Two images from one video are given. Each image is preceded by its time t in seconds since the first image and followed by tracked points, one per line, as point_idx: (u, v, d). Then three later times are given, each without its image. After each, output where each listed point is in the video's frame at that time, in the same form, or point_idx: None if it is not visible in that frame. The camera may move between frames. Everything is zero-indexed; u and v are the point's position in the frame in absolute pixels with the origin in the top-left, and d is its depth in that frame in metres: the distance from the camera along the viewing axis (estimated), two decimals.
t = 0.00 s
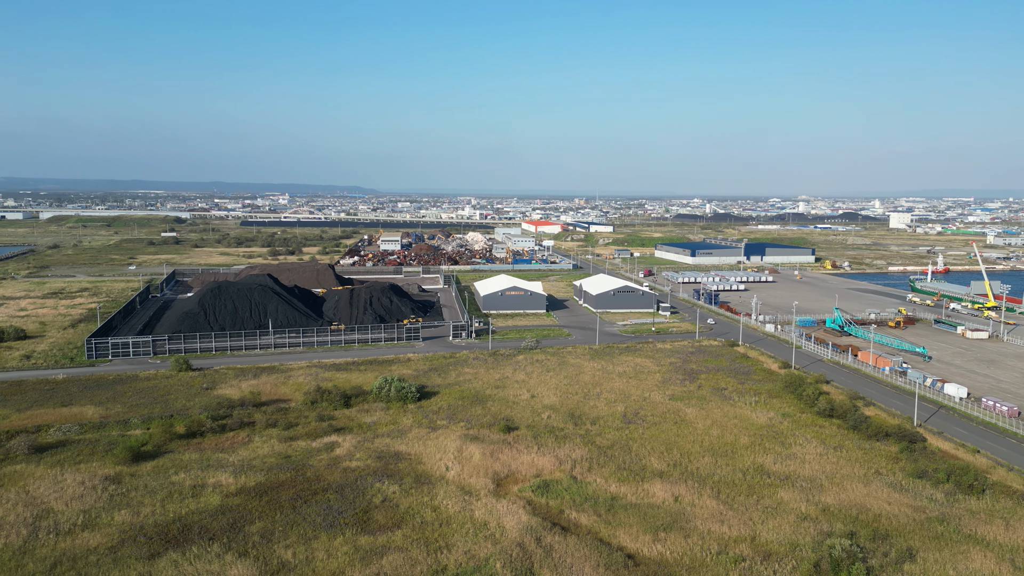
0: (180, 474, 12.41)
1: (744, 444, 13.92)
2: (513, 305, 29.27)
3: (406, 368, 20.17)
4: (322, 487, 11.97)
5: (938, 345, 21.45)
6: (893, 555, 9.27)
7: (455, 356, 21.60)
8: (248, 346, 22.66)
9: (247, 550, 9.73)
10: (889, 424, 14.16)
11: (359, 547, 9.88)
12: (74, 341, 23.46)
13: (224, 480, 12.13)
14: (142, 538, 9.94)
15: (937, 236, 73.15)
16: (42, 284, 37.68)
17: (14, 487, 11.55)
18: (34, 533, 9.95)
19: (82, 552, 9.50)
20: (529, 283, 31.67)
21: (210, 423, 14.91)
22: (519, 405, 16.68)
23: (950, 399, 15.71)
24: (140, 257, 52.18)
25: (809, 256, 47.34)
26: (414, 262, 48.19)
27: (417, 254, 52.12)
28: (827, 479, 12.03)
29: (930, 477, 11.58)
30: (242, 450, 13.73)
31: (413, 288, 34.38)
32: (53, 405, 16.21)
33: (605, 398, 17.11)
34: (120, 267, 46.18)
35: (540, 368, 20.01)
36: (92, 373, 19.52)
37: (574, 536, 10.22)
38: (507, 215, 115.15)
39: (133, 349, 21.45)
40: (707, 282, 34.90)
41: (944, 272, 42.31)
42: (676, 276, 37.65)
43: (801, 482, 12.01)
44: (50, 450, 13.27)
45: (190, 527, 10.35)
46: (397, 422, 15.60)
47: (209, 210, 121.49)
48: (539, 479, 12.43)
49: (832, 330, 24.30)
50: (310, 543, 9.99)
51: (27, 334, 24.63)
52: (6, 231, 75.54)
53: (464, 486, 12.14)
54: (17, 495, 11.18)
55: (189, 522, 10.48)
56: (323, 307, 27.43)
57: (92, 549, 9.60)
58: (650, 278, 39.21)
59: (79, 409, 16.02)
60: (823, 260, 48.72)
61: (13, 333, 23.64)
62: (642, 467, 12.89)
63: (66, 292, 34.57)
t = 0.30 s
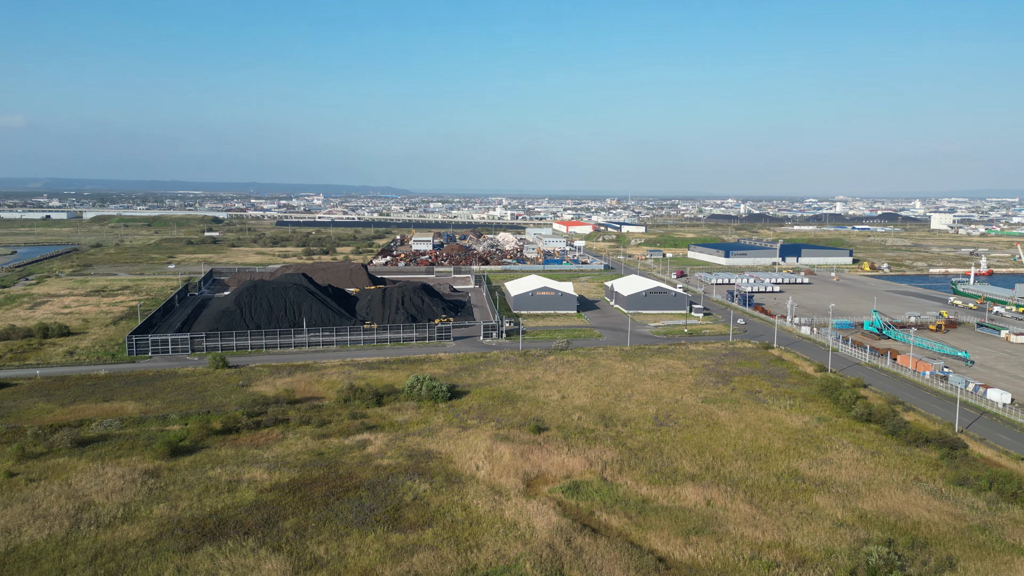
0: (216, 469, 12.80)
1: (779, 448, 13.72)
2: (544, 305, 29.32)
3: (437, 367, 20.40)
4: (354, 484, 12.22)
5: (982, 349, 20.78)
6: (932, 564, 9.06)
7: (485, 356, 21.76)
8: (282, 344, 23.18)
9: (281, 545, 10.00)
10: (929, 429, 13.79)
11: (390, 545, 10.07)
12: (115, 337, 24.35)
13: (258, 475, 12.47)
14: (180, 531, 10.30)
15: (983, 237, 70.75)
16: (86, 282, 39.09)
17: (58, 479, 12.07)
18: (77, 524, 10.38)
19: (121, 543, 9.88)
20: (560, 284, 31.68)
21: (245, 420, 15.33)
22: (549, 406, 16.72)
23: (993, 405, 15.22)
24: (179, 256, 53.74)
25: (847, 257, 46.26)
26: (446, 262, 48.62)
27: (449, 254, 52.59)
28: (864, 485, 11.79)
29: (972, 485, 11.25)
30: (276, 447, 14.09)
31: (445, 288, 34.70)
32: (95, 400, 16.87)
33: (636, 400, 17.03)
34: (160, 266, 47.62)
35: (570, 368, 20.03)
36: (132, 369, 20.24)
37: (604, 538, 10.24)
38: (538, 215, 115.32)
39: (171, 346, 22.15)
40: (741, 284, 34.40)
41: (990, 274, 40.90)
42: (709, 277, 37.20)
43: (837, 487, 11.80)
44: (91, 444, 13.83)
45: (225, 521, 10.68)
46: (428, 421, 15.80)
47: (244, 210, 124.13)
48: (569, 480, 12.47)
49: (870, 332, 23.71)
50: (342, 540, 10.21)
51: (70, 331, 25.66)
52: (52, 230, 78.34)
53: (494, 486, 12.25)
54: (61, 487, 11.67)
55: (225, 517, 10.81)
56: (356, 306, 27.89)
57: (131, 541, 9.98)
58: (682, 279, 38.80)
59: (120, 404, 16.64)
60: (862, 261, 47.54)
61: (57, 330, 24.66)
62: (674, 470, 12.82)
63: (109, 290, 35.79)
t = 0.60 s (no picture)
0: (252, 464, 13.19)
1: (815, 453, 13.50)
2: (576, 306, 29.31)
3: (469, 367, 20.61)
4: (386, 482, 12.45)
5: None
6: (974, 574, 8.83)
7: (516, 356, 21.89)
8: (317, 342, 23.68)
9: (315, 541, 10.26)
10: (972, 436, 13.40)
11: (422, 543, 10.26)
12: (155, 335, 25.19)
13: (293, 472, 12.82)
14: (217, 525, 10.66)
15: None
16: (130, 280, 40.51)
17: (101, 472, 12.60)
18: (118, 517, 10.83)
19: (161, 536, 10.28)
20: (592, 285, 31.61)
21: (280, 417, 15.75)
22: (581, 407, 16.74)
23: None
24: (217, 255, 55.18)
25: (887, 259, 45.07)
26: (478, 262, 48.92)
27: (480, 254, 52.86)
28: (903, 491, 11.54)
29: (1017, 494, 10.92)
30: (311, 444, 14.45)
31: (477, 288, 34.94)
32: (136, 396, 17.53)
33: (669, 402, 16.93)
34: (199, 265, 49.01)
35: (602, 370, 20.00)
36: (172, 365, 20.94)
37: (636, 540, 10.25)
38: (569, 215, 115.02)
39: (210, 344, 22.84)
40: (778, 285, 33.81)
41: None
42: (744, 279, 36.63)
43: (875, 494, 11.58)
44: (132, 439, 14.38)
45: (261, 516, 11.01)
46: (460, 420, 15.99)
47: (280, 210, 126.82)
48: (600, 482, 12.48)
49: (911, 336, 23.08)
50: (374, 537, 10.44)
51: (113, 328, 26.66)
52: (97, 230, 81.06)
53: (525, 486, 12.35)
54: (104, 480, 12.18)
55: (260, 512, 11.15)
56: (389, 305, 28.33)
57: (170, 534, 10.37)
58: (716, 280, 38.30)
59: (160, 400, 17.26)
60: (903, 263, 46.22)
61: (100, 327, 25.67)
62: (707, 474, 12.73)
63: (151, 289, 36.96)
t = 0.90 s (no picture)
0: (288, 460, 13.58)
1: (853, 458, 13.26)
2: (609, 307, 29.23)
3: (501, 367, 20.76)
4: (419, 480, 12.68)
5: None
6: None
7: (548, 357, 21.97)
8: (352, 341, 24.15)
9: (349, 537, 10.52)
10: (1019, 444, 12.99)
11: (454, 541, 10.43)
12: (195, 332, 26.02)
13: (327, 468, 13.14)
14: (253, 520, 11.00)
15: None
16: (171, 279, 41.85)
17: (142, 465, 13.11)
18: (158, 510, 11.24)
19: (200, 529, 10.65)
20: (626, 285, 31.46)
21: (315, 414, 16.15)
22: (613, 408, 16.73)
23: None
24: (255, 255, 56.52)
25: (931, 260, 43.72)
26: (511, 262, 49.28)
27: (513, 254, 53.10)
28: (946, 499, 11.27)
29: None
30: (345, 441, 14.79)
31: (509, 288, 35.11)
32: (176, 391, 18.17)
33: (702, 405, 16.80)
34: (239, 264, 50.30)
35: (635, 371, 19.94)
36: (210, 362, 21.63)
37: (668, 544, 10.24)
38: (602, 216, 114.46)
39: (247, 341, 23.48)
40: (816, 287, 33.10)
41: None
42: (781, 280, 35.96)
43: (915, 501, 11.34)
44: (172, 434, 14.93)
45: (296, 512, 11.33)
46: (492, 419, 16.15)
47: (316, 210, 129.16)
48: (633, 484, 12.49)
49: (955, 340, 22.40)
50: (407, 535, 10.66)
51: (155, 325, 27.63)
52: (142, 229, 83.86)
53: (556, 487, 12.43)
54: (144, 473, 12.67)
55: (295, 507, 11.48)
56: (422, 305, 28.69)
57: (208, 527, 10.73)
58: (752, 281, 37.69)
59: (199, 396, 17.85)
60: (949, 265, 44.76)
61: (142, 324, 26.66)
62: (742, 478, 12.61)
63: (192, 287, 38.13)
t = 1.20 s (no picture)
0: (325, 457, 13.98)
1: (897, 464, 12.97)
2: (646, 308, 29.07)
3: (536, 367, 20.90)
4: (453, 479, 12.91)
5: None
6: None
7: (583, 358, 22.02)
8: (389, 339, 24.59)
9: (384, 534, 10.80)
10: None
11: (488, 540, 10.61)
12: (237, 330, 26.89)
13: (363, 465, 13.48)
14: (291, 515, 11.38)
15: None
16: (214, 277, 43.23)
17: (185, 459, 13.68)
18: (200, 503, 11.70)
19: (240, 523, 11.07)
20: (662, 286, 31.22)
21: (352, 412, 16.57)
22: (649, 410, 16.69)
23: None
24: (295, 254, 57.88)
25: (982, 263, 42.18)
26: (547, 262, 49.48)
27: (548, 255, 53.22)
28: (995, 509, 10.96)
29: None
30: (381, 439, 15.13)
31: (545, 288, 35.20)
32: (218, 388, 18.85)
33: (740, 408, 16.62)
34: (279, 263, 51.63)
35: (671, 373, 19.83)
36: (251, 359, 22.33)
37: (705, 548, 10.22)
38: (638, 216, 113.67)
39: (287, 339, 24.15)
40: (859, 289, 32.28)
41: None
42: (822, 282, 35.17)
43: (961, 510, 11.06)
44: (214, 429, 15.52)
45: (333, 508, 11.68)
46: (527, 419, 16.30)
47: (355, 210, 131.52)
48: (668, 487, 12.48)
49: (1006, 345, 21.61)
50: (441, 533, 10.88)
51: (198, 322, 28.63)
52: (188, 228, 86.77)
53: (590, 488, 12.51)
54: (187, 467, 13.20)
55: (332, 503, 11.83)
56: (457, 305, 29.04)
57: (247, 521, 11.15)
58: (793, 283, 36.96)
59: (239, 392, 18.48)
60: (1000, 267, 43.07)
61: (186, 321, 27.70)
62: (781, 483, 12.47)
63: (234, 286, 39.30)
